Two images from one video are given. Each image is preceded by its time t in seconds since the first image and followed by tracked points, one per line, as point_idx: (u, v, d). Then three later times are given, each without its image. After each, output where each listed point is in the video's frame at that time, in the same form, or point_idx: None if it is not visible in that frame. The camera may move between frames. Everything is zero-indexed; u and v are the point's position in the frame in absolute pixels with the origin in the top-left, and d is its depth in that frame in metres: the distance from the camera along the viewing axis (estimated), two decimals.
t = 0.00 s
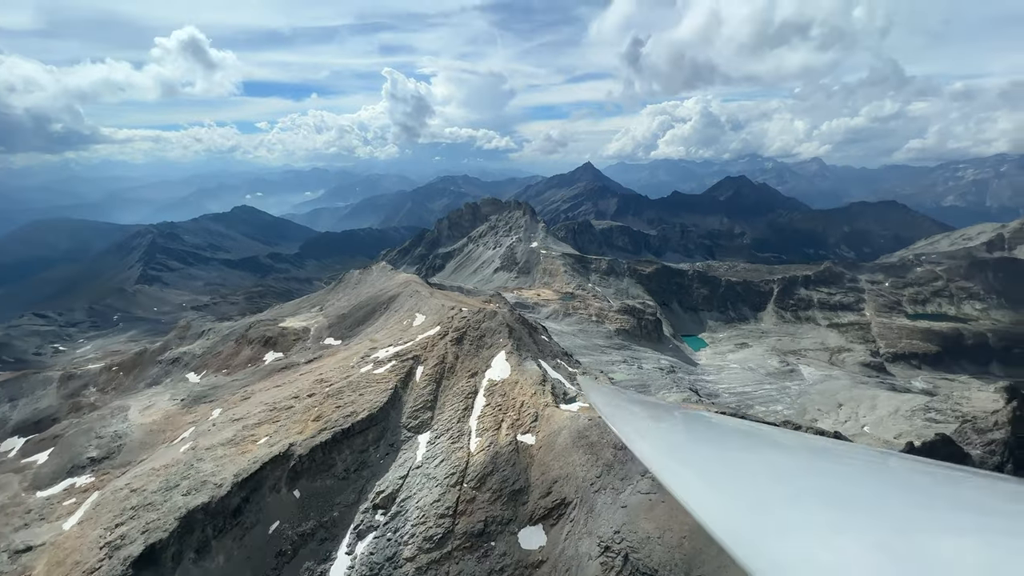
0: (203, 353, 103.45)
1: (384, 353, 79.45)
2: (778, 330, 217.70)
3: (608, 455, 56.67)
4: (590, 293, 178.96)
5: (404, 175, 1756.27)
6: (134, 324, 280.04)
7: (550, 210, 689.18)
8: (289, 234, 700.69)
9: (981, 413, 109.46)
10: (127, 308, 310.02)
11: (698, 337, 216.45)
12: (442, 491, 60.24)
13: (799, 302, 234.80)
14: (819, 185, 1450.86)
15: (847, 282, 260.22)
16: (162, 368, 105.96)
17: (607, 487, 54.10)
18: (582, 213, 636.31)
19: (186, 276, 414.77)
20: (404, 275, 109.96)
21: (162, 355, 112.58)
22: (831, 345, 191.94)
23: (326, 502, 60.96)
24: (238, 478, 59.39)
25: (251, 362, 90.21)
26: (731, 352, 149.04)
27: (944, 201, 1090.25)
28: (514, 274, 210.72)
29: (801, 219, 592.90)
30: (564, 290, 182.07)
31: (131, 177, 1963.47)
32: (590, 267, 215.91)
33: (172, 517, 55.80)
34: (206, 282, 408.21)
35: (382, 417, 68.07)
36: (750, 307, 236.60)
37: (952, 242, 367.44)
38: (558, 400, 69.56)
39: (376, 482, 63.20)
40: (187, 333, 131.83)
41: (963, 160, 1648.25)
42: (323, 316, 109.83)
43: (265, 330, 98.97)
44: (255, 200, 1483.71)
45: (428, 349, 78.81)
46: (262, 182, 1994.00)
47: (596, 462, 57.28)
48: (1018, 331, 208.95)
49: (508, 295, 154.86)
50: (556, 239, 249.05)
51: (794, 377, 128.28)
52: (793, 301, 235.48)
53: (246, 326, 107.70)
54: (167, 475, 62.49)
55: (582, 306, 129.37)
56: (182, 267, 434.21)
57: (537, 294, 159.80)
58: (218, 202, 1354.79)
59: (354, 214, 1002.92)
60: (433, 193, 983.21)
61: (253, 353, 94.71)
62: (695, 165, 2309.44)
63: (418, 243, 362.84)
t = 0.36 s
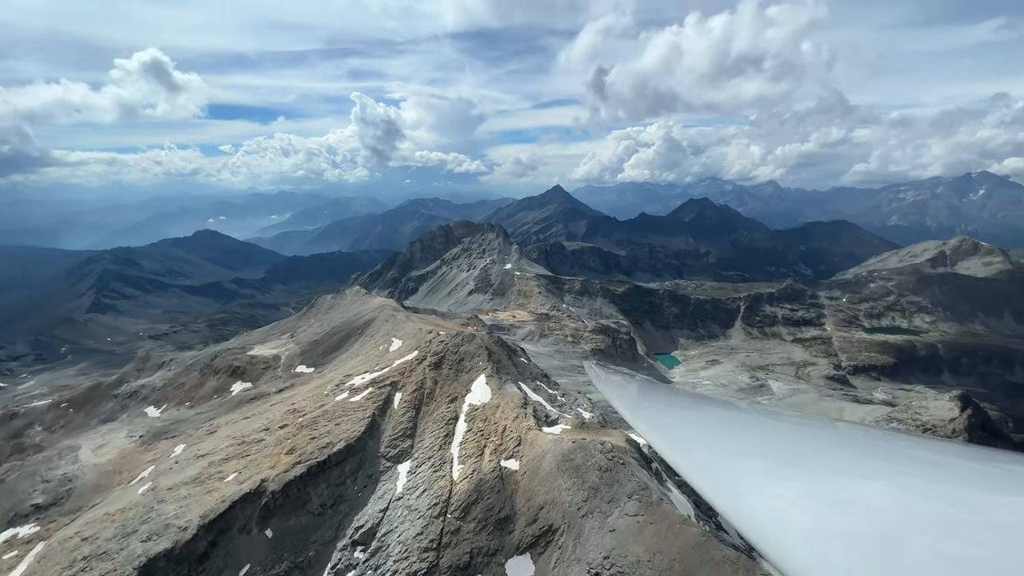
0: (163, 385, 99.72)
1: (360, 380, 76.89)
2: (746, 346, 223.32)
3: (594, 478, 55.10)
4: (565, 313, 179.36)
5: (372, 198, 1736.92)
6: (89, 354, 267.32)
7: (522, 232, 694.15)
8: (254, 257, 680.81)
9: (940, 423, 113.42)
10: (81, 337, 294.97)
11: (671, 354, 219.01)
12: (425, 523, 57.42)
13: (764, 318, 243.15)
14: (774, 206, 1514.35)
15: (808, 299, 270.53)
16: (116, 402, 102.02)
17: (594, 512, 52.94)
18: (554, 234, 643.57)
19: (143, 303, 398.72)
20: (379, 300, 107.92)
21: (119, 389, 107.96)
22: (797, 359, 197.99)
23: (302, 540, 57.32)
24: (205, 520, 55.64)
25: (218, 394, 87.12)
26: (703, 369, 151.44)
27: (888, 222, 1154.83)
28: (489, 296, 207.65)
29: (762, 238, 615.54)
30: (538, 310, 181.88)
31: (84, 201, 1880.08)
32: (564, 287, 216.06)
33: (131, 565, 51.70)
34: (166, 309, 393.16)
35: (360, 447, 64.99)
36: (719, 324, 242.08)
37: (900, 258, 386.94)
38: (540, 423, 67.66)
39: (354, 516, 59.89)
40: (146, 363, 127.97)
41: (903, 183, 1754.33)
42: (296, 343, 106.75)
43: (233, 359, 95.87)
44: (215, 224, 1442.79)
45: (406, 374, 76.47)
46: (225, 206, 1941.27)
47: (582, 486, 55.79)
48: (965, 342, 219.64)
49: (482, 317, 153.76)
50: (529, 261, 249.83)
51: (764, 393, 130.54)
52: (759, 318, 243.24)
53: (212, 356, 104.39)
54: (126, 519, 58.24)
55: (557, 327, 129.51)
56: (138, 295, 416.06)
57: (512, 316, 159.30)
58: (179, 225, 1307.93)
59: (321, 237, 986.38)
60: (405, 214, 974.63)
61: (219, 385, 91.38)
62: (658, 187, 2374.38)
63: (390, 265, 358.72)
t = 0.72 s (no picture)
0: (126, 416, 96.09)
1: (338, 404, 74.24)
2: (721, 360, 226.56)
3: (584, 499, 53.56)
4: (545, 331, 178.51)
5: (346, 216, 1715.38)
6: (45, 381, 254.51)
7: (498, 250, 695.01)
8: (223, 278, 661.59)
9: (908, 431, 116.04)
10: (38, 363, 280.59)
11: (649, 370, 220.42)
12: (409, 553, 54.83)
13: (737, 333, 248.44)
14: (739, 224, 1561.01)
15: (777, 313, 277.43)
16: (73, 434, 97.53)
17: (585, 533, 51.36)
18: (530, 252, 646.99)
19: (104, 327, 382.55)
20: (357, 320, 105.82)
21: (77, 420, 103.59)
22: (770, 372, 201.83)
23: None
24: (174, 558, 52.26)
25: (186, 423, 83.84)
26: (682, 384, 152.32)
27: (848, 238, 1203.11)
28: (467, 314, 204.72)
29: (731, 254, 630.85)
30: (518, 327, 180.34)
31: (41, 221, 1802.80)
32: (542, 304, 215.20)
33: None
34: (128, 333, 377.86)
35: (340, 474, 62.06)
36: (695, 339, 245.23)
37: (862, 273, 400.85)
38: (525, 443, 65.49)
39: (335, 548, 56.92)
40: (107, 392, 122.95)
41: (858, 201, 1832.57)
42: (271, 367, 103.62)
43: (203, 386, 92.87)
44: (179, 245, 1401.28)
45: (387, 397, 74.19)
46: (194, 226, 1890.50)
47: (572, 507, 54.18)
48: (925, 352, 227.62)
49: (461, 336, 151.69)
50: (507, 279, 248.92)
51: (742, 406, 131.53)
52: (732, 332, 248.59)
53: (180, 383, 101.04)
54: (86, 560, 54.55)
55: (537, 345, 128.69)
56: (98, 320, 398.48)
57: (491, 334, 157.70)
58: (145, 244, 1262.49)
59: (293, 257, 967.27)
60: (380, 234, 965.17)
61: (188, 413, 87.99)
62: (628, 205, 2419.44)
63: (367, 285, 353.43)
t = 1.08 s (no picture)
0: (85, 449, 91.80)
1: (315, 429, 71.37)
2: (696, 375, 229.22)
3: (573, 520, 51.72)
4: (524, 348, 177.09)
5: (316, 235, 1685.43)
6: None
7: (474, 268, 693.54)
8: (188, 300, 639.11)
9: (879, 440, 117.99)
10: None
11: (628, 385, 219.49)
12: None
13: (711, 347, 252.27)
14: (706, 240, 1602.32)
15: (748, 327, 283.30)
16: (22, 470, 92.62)
17: (574, 556, 49.24)
18: (506, 269, 648.55)
19: (58, 353, 363.47)
20: (332, 343, 103.38)
21: (29, 454, 98.23)
22: (744, 385, 205.04)
23: None
24: None
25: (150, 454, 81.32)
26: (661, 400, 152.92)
27: (809, 254, 1247.44)
28: (445, 333, 201.80)
29: (702, 271, 643.53)
30: (497, 344, 178.43)
31: None
32: (520, 322, 214.13)
33: None
34: (86, 358, 359.99)
35: (318, 504, 58.80)
36: (670, 354, 247.68)
37: (826, 288, 414.03)
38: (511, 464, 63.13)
39: None
40: (61, 424, 116.85)
41: (816, 219, 1904.77)
42: (243, 392, 101.09)
43: (170, 415, 89.78)
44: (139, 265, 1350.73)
45: (367, 421, 71.53)
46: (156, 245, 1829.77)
47: (561, 529, 52.19)
48: (889, 363, 235.26)
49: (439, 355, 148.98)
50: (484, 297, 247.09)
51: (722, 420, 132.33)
52: (706, 346, 252.23)
53: (144, 413, 97.28)
54: None
55: (517, 363, 127.19)
56: (52, 345, 378.73)
57: (470, 353, 155.39)
58: (104, 265, 1211.94)
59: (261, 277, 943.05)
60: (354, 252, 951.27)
61: (152, 443, 85.24)
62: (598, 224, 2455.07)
63: (341, 305, 346.55)
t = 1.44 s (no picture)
0: (44, 480, 88.88)
1: (292, 451, 68.84)
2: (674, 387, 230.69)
3: (562, 538, 49.98)
4: (505, 364, 174.98)
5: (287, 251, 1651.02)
6: None
7: (451, 284, 689.84)
8: (152, 318, 613.33)
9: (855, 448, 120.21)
10: None
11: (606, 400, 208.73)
12: None
13: (687, 358, 254.87)
14: (677, 254, 1636.16)
15: (722, 338, 288.01)
16: None
17: None
18: (483, 284, 647.77)
19: (10, 376, 343.38)
20: (310, 361, 101.41)
21: None
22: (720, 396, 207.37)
23: None
24: None
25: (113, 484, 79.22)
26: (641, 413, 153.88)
27: (776, 266, 1284.09)
28: (423, 349, 198.49)
29: (675, 284, 653.36)
30: (478, 360, 176.22)
31: None
32: (499, 337, 212.41)
33: None
34: (41, 382, 341.42)
35: (298, 531, 55.67)
36: (648, 367, 249.92)
37: (795, 300, 424.96)
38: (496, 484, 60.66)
39: None
40: (14, 453, 110.84)
41: (780, 234, 1964.76)
42: (216, 416, 99.33)
43: (135, 443, 88.43)
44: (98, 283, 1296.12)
45: (347, 442, 68.99)
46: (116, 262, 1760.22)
47: (550, 549, 50.31)
48: (855, 371, 242.31)
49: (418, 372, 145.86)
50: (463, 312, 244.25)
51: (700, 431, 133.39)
52: (682, 359, 254.42)
53: (108, 441, 95.01)
54: None
55: (496, 379, 125.48)
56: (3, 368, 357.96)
57: (449, 369, 153.22)
58: (62, 282, 1156.65)
59: (229, 294, 915.65)
60: (327, 268, 933.83)
61: (114, 473, 82.95)
62: (570, 239, 2477.52)
63: (316, 322, 338.42)
